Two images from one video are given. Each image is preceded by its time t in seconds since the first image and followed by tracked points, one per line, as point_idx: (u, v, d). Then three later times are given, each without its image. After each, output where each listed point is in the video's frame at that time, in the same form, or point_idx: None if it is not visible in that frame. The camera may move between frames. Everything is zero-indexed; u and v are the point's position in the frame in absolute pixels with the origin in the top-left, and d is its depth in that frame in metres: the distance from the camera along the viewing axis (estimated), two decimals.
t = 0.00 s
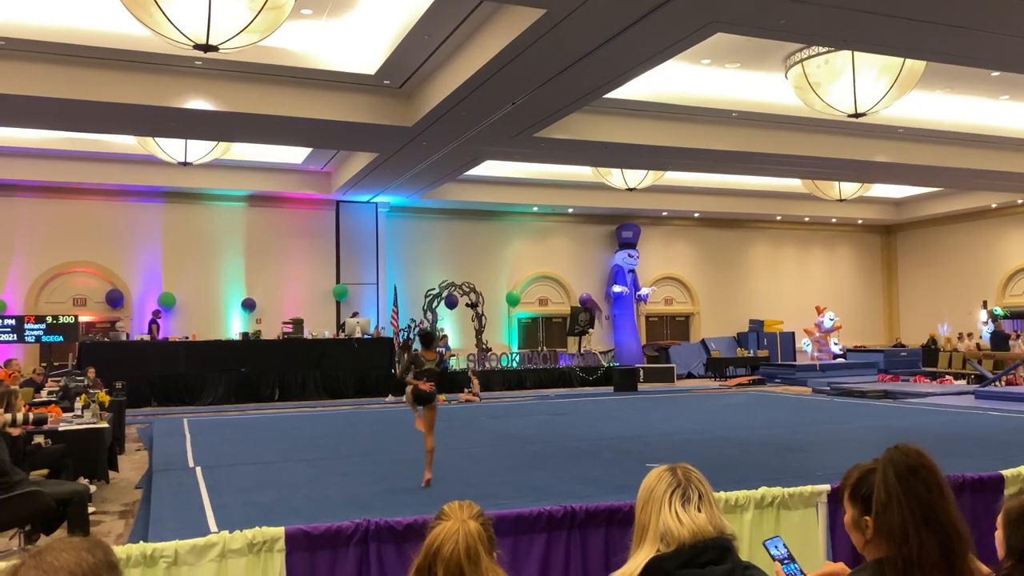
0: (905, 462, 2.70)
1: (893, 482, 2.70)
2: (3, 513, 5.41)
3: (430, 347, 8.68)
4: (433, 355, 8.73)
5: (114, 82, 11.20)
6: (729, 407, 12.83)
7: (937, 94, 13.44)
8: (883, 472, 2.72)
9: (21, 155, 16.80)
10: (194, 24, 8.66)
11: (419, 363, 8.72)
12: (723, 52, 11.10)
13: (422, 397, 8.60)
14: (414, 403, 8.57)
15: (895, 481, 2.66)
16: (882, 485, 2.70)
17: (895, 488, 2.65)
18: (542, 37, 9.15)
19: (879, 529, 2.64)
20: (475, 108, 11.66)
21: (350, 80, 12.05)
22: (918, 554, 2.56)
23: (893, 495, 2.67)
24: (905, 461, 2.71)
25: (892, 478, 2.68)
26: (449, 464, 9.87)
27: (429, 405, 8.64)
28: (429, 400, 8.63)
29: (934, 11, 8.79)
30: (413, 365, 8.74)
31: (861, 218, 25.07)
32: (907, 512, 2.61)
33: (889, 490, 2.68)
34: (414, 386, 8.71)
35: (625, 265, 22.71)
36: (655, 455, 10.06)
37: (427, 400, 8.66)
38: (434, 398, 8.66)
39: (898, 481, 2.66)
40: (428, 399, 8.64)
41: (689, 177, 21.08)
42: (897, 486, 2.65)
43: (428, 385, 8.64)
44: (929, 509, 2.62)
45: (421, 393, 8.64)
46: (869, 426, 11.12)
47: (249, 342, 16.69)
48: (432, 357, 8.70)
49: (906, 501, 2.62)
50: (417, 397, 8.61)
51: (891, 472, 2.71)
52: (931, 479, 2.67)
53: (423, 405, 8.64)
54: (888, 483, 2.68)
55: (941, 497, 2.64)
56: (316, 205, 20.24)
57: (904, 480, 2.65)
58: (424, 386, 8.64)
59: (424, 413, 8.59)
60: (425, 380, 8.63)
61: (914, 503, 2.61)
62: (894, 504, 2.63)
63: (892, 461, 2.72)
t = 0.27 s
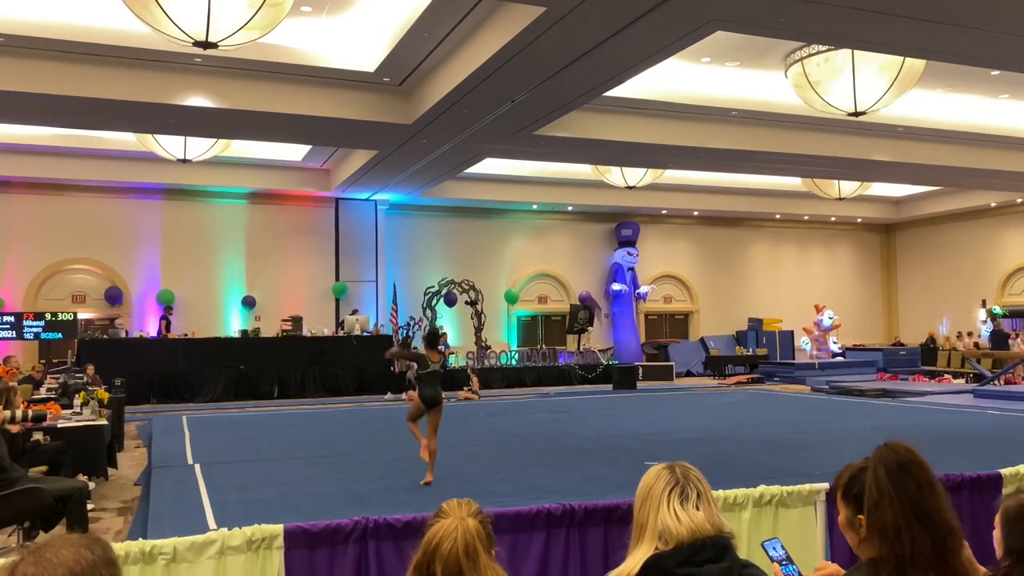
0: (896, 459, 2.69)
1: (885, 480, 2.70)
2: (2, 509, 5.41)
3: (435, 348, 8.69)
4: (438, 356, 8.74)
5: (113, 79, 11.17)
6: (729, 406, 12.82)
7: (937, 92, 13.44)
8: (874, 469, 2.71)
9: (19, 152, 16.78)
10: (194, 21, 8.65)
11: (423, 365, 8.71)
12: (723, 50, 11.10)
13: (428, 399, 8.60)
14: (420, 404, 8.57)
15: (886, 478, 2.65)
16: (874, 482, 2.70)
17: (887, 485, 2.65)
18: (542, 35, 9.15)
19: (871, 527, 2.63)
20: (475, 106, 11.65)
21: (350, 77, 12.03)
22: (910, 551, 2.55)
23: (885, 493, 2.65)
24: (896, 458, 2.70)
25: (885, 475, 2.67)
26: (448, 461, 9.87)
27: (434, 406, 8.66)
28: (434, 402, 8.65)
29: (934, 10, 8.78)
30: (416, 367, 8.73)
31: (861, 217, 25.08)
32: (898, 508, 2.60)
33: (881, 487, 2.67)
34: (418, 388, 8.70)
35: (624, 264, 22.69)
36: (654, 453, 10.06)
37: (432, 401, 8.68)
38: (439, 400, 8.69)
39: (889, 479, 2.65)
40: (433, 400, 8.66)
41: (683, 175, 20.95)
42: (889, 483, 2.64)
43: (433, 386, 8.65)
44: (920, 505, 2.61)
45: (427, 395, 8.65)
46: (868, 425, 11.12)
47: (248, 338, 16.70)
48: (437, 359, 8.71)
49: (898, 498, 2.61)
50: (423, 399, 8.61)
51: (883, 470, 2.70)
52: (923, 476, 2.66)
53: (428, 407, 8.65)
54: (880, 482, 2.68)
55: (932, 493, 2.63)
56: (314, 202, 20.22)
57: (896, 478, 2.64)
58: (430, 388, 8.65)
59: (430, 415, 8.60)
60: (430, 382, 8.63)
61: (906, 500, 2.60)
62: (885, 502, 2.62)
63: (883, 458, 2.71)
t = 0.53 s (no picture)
0: (905, 462, 2.67)
1: (893, 484, 2.68)
2: None
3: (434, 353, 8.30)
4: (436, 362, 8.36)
5: (95, 65, 10.76)
6: (736, 408, 12.38)
7: (953, 81, 12.98)
8: (882, 474, 2.69)
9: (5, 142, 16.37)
10: (178, 5, 8.24)
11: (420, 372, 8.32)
12: (732, 37, 10.66)
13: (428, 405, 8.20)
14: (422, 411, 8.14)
15: (895, 482, 2.64)
16: (882, 486, 2.68)
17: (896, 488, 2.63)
18: (542, 21, 8.71)
19: (881, 533, 2.61)
20: (473, 95, 11.20)
21: (342, 64, 11.59)
22: (920, 557, 2.53)
23: (894, 497, 2.64)
24: (904, 461, 2.68)
25: (892, 478, 2.66)
26: (443, 465, 9.47)
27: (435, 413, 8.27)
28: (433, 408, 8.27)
29: None
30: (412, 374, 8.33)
31: (875, 212, 24.59)
32: (907, 512, 2.58)
33: (889, 491, 2.66)
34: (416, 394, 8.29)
35: (627, 260, 22.18)
36: (658, 457, 9.64)
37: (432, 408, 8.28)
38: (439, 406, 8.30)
39: (897, 482, 2.64)
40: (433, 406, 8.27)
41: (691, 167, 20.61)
42: (898, 487, 2.63)
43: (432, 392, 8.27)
44: (929, 508, 2.59)
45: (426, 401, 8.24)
46: (882, 428, 10.67)
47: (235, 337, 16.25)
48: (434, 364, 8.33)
49: (906, 502, 2.60)
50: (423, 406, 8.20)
51: (892, 474, 2.68)
52: (932, 480, 2.63)
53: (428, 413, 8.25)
54: (889, 486, 2.66)
55: (941, 496, 2.61)
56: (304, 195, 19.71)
57: (904, 481, 2.63)
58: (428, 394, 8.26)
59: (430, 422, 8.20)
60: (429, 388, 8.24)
61: (915, 503, 2.59)
62: (895, 506, 2.61)
63: (891, 462, 2.69)
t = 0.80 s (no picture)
0: (958, 482, 2.21)
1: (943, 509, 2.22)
2: None
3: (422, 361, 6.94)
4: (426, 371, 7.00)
5: (40, 28, 9.69)
6: (764, 421, 11.08)
7: (1012, 45, 11.64)
8: (930, 495, 2.24)
9: None
10: None
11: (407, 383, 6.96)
12: None
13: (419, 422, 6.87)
14: (411, 430, 6.79)
15: (944, 505, 2.19)
16: (930, 511, 2.22)
17: (946, 512, 2.18)
18: None
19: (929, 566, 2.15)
20: (466, 61, 9.96)
21: (317, 26, 10.44)
22: None
23: (944, 522, 2.18)
24: (959, 482, 2.21)
25: (942, 501, 2.20)
26: (428, 487, 8.21)
27: (426, 430, 6.94)
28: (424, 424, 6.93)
29: None
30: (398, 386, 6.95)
31: (928, 194, 23.00)
32: (960, 541, 2.13)
33: (938, 517, 2.20)
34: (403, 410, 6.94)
35: (643, 251, 20.46)
36: (677, 477, 8.37)
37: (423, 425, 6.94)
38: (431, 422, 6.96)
39: (948, 506, 2.18)
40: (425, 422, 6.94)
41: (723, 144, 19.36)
42: (947, 510, 2.18)
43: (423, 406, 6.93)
44: (989, 536, 2.12)
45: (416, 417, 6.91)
46: (934, 444, 9.39)
47: (193, 339, 14.18)
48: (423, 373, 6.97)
49: (960, 529, 2.14)
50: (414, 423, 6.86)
51: (942, 496, 2.22)
52: (992, 504, 2.16)
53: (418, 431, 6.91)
54: (937, 509, 2.20)
55: (1005, 524, 2.13)
56: (274, 176, 17.60)
57: (957, 503, 2.18)
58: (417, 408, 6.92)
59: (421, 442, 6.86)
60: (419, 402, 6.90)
61: (971, 531, 2.12)
62: (945, 533, 2.15)
63: (942, 481, 2.23)
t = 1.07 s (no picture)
0: (986, 486, 2.02)
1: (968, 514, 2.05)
2: None
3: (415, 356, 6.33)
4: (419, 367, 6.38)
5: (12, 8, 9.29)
6: (782, 424, 10.51)
7: None
8: (955, 501, 2.05)
9: None
10: None
11: (398, 381, 6.36)
12: None
13: (412, 422, 6.23)
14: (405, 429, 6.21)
15: (971, 514, 2.00)
16: (955, 517, 2.04)
17: (972, 518, 2.00)
18: None
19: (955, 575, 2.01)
20: (464, 39, 9.44)
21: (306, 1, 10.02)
22: None
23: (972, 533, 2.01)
24: (988, 483, 2.02)
25: (967, 506, 2.03)
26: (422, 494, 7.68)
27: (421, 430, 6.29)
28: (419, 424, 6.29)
29: None
30: (387, 385, 6.38)
31: (959, 182, 22.14)
32: (990, 551, 1.96)
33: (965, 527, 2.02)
34: (394, 409, 6.32)
35: (653, 243, 19.72)
36: (689, 482, 7.83)
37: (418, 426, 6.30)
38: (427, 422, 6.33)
39: (975, 513, 2.01)
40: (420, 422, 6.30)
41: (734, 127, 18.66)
42: (974, 517, 2.00)
43: (417, 405, 6.30)
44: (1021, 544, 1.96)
45: (409, 417, 6.28)
46: (964, 447, 8.82)
47: (173, 337, 13.65)
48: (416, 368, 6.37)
49: (989, 538, 1.97)
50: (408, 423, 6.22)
51: (969, 501, 2.04)
52: None
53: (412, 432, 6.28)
54: (962, 518, 2.02)
55: None
56: (263, 163, 16.98)
57: (986, 512, 1.99)
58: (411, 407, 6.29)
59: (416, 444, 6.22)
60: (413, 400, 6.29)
61: (1001, 541, 1.96)
62: (972, 543, 1.98)
63: (967, 484, 2.04)
